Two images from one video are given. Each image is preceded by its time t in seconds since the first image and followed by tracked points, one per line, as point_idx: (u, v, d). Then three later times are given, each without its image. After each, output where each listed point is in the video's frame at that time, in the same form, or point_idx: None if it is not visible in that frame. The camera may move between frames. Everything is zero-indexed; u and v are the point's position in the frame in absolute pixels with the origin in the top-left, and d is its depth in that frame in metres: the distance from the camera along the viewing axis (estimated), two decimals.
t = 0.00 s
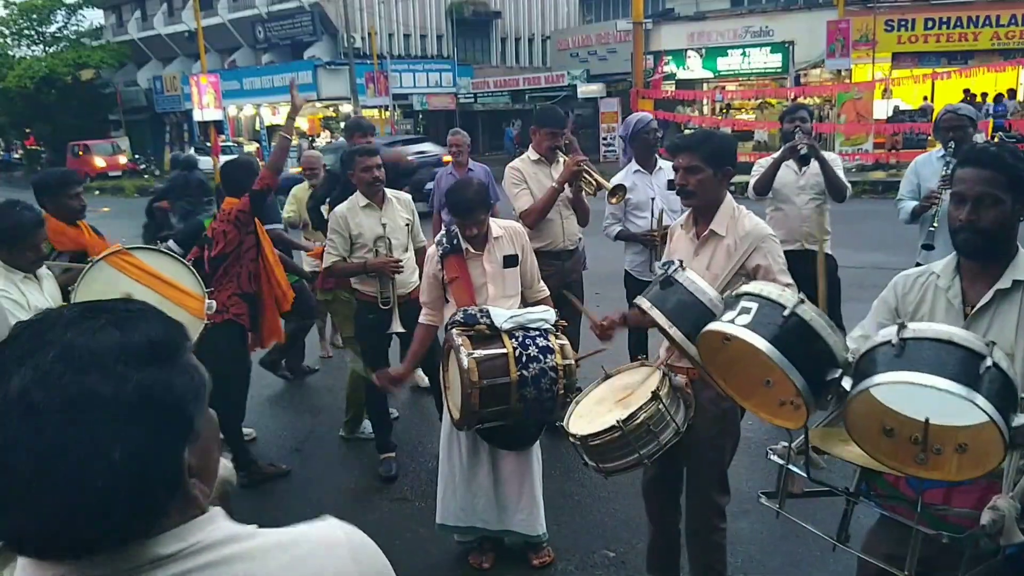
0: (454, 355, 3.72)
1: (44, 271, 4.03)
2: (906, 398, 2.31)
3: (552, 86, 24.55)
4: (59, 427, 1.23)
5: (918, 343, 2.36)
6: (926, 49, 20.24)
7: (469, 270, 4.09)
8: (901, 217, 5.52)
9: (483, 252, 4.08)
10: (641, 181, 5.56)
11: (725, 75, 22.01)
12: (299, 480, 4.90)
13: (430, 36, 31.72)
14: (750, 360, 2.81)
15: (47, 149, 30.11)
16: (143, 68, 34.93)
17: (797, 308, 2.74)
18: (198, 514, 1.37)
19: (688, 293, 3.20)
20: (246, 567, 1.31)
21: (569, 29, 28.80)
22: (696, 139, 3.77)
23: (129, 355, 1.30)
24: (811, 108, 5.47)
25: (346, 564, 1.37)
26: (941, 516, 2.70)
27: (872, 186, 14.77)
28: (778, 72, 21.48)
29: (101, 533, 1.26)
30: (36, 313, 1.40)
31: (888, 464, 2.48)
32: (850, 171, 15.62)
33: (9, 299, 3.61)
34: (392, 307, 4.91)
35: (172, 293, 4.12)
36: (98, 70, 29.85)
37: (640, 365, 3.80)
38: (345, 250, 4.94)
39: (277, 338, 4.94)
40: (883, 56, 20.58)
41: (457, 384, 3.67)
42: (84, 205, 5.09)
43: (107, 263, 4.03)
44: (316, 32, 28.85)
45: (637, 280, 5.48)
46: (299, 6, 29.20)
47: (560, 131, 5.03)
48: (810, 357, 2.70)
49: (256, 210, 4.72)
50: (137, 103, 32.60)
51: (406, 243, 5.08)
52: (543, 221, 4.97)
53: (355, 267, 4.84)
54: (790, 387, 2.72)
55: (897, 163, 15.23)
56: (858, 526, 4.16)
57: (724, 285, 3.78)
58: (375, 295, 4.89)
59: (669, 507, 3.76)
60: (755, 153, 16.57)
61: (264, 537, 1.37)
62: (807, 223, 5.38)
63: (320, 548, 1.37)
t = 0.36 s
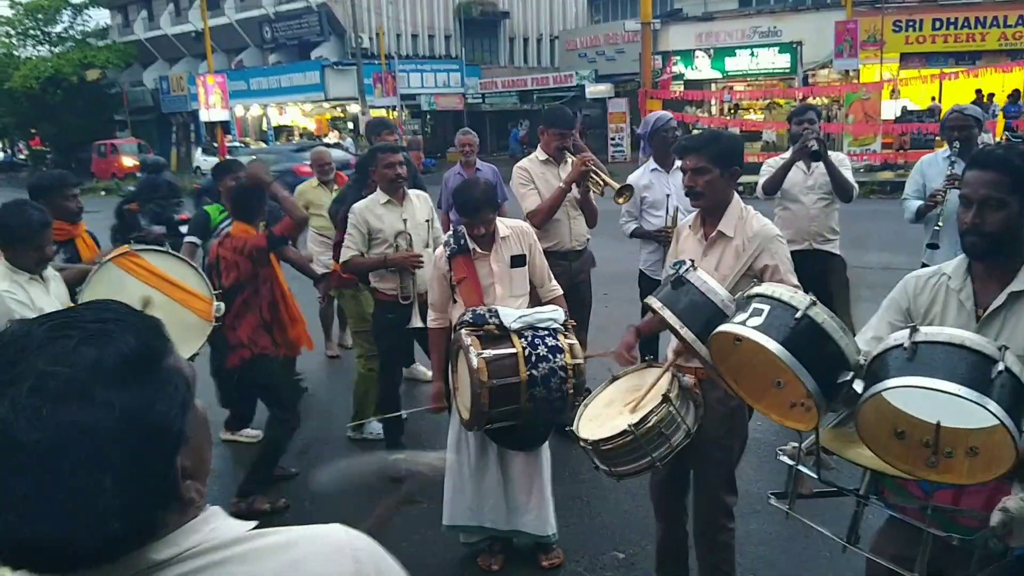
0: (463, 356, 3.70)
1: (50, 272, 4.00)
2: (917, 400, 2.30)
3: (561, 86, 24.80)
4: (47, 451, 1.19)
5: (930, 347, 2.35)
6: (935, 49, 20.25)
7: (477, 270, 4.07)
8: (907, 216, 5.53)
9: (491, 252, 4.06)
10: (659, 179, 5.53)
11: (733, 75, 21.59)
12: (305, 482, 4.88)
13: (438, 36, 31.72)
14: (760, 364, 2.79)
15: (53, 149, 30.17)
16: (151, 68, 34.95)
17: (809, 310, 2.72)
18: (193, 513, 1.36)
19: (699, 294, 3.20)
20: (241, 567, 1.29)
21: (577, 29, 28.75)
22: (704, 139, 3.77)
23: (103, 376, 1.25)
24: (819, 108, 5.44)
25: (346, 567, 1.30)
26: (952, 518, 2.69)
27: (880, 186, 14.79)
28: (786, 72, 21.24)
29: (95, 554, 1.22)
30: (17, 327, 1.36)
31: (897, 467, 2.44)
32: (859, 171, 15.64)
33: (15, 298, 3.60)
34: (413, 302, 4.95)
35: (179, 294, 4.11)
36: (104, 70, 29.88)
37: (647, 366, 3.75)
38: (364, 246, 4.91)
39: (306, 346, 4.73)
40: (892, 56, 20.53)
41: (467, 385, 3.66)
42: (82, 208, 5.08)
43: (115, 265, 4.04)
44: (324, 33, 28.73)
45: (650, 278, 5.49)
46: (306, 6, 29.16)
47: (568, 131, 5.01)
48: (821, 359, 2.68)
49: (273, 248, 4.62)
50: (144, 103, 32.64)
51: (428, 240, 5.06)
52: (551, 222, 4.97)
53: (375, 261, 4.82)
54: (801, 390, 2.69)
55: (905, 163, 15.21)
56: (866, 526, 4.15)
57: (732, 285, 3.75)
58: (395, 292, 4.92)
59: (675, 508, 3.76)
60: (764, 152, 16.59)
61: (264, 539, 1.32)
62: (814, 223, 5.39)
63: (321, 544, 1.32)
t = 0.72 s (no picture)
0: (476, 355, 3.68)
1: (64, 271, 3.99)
2: (913, 393, 2.34)
3: (572, 86, 24.41)
4: (90, 446, 1.16)
5: (924, 339, 2.38)
6: (949, 49, 20.14)
7: (490, 270, 4.04)
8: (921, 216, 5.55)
9: (505, 252, 4.04)
10: (677, 177, 5.48)
11: (744, 75, 21.77)
12: (316, 484, 4.85)
13: (450, 37, 31.76)
14: (765, 356, 2.78)
15: (65, 148, 30.42)
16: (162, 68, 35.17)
17: (808, 302, 2.71)
18: (221, 521, 1.29)
19: (709, 287, 3.16)
20: None
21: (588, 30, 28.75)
22: (714, 139, 3.72)
23: (146, 373, 1.21)
24: (834, 108, 5.44)
25: None
26: (963, 520, 2.65)
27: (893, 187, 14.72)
28: (799, 72, 21.32)
29: (134, 554, 1.20)
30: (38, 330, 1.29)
31: (899, 461, 2.51)
32: (872, 171, 15.57)
33: (27, 299, 3.59)
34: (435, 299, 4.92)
35: (192, 294, 4.08)
36: (116, 70, 30.14)
37: (665, 365, 3.74)
38: (388, 240, 4.92)
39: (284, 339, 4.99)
40: (905, 56, 20.35)
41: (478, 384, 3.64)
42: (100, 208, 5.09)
43: (126, 264, 4.01)
44: (336, 33, 28.86)
45: (665, 277, 5.42)
46: (318, 7, 29.27)
47: (583, 131, 5.02)
48: (821, 353, 2.69)
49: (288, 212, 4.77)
50: (156, 103, 32.91)
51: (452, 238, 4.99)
52: (565, 221, 4.97)
53: (396, 257, 4.79)
54: (800, 382, 2.70)
55: (920, 164, 15.12)
56: (883, 529, 4.10)
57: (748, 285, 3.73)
58: (416, 289, 4.89)
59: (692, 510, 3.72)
60: (777, 152, 16.55)
61: (289, 544, 1.31)
62: (830, 222, 5.37)
63: (349, 553, 1.31)
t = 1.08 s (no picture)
0: (489, 356, 3.66)
1: (81, 271, 4.01)
2: (925, 393, 2.30)
3: (582, 87, 24.64)
4: (128, 432, 1.19)
5: (933, 339, 2.34)
6: (963, 49, 19.92)
7: (502, 270, 4.04)
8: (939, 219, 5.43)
9: (517, 252, 4.03)
10: (692, 178, 5.43)
11: (756, 75, 21.95)
12: (328, 485, 4.85)
13: (461, 38, 31.89)
14: (778, 352, 2.75)
15: (81, 150, 30.89)
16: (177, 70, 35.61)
17: (819, 299, 2.68)
18: (235, 523, 1.30)
19: (723, 281, 3.10)
20: None
21: (599, 31, 28.74)
22: (727, 140, 3.68)
23: (185, 366, 1.25)
24: (849, 108, 5.38)
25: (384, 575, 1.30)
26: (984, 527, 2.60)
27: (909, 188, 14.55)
28: (811, 72, 21.56)
29: (159, 545, 1.21)
30: (89, 317, 1.35)
31: (909, 463, 2.45)
32: (887, 171, 15.40)
33: (44, 299, 3.60)
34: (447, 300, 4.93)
35: (206, 293, 4.11)
36: (132, 72, 30.52)
37: (677, 368, 3.70)
38: (406, 238, 4.93)
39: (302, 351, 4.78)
40: (919, 56, 20.15)
41: (492, 384, 3.63)
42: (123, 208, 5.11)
43: (143, 263, 4.04)
44: (348, 35, 29.07)
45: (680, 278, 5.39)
46: (331, 9, 29.47)
47: (595, 132, 5.00)
48: (832, 351, 2.66)
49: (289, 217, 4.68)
50: (171, 104, 33.31)
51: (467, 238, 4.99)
52: (578, 224, 4.96)
53: (412, 256, 4.83)
54: (809, 378, 2.68)
55: (935, 165, 14.97)
56: (900, 534, 4.03)
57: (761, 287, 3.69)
58: (431, 289, 4.90)
59: (706, 515, 3.69)
60: (789, 152, 16.42)
61: (305, 546, 1.32)
62: (847, 224, 5.32)
63: (357, 558, 1.31)
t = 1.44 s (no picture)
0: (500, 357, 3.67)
1: (97, 271, 4.07)
2: (959, 402, 2.30)
3: (593, 87, 24.65)
4: (153, 428, 1.22)
5: (971, 347, 2.34)
6: (978, 48, 19.69)
7: (512, 271, 4.05)
8: (952, 220, 5.42)
9: (527, 253, 4.04)
10: (704, 177, 5.41)
11: (767, 75, 21.83)
12: (339, 483, 4.89)
13: (471, 39, 31.91)
14: (804, 359, 2.73)
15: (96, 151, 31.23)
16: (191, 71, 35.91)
17: (848, 306, 2.68)
18: (245, 522, 1.32)
19: (743, 287, 3.08)
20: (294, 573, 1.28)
21: (609, 31, 28.66)
22: (739, 139, 3.65)
23: (203, 362, 1.28)
24: (862, 108, 5.33)
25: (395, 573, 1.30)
26: (1003, 533, 2.60)
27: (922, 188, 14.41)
28: (823, 72, 21.36)
29: (171, 540, 1.23)
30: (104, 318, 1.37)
31: (941, 471, 2.47)
32: (899, 172, 15.26)
33: (60, 298, 3.66)
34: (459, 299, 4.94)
35: (216, 291, 4.11)
36: (146, 73, 30.80)
37: (689, 369, 3.69)
38: (416, 239, 4.94)
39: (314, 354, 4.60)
40: (932, 55, 19.92)
41: (504, 386, 3.63)
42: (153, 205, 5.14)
43: (157, 263, 4.10)
44: (359, 35, 29.14)
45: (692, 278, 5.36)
46: (342, 10, 29.57)
47: (606, 131, 4.99)
48: (863, 357, 2.64)
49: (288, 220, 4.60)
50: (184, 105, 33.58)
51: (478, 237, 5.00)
52: (590, 223, 4.95)
53: (423, 257, 4.79)
54: (840, 387, 2.65)
55: (948, 165, 14.81)
56: (915, 540, 3.99)
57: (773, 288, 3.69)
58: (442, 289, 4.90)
59: (716, 516, 3.69)
60: (801, 153, 16.33)
61: (315, 542, 1.32)
62: (858, 226, 5.29)
63: (369, 554, 1.30)
